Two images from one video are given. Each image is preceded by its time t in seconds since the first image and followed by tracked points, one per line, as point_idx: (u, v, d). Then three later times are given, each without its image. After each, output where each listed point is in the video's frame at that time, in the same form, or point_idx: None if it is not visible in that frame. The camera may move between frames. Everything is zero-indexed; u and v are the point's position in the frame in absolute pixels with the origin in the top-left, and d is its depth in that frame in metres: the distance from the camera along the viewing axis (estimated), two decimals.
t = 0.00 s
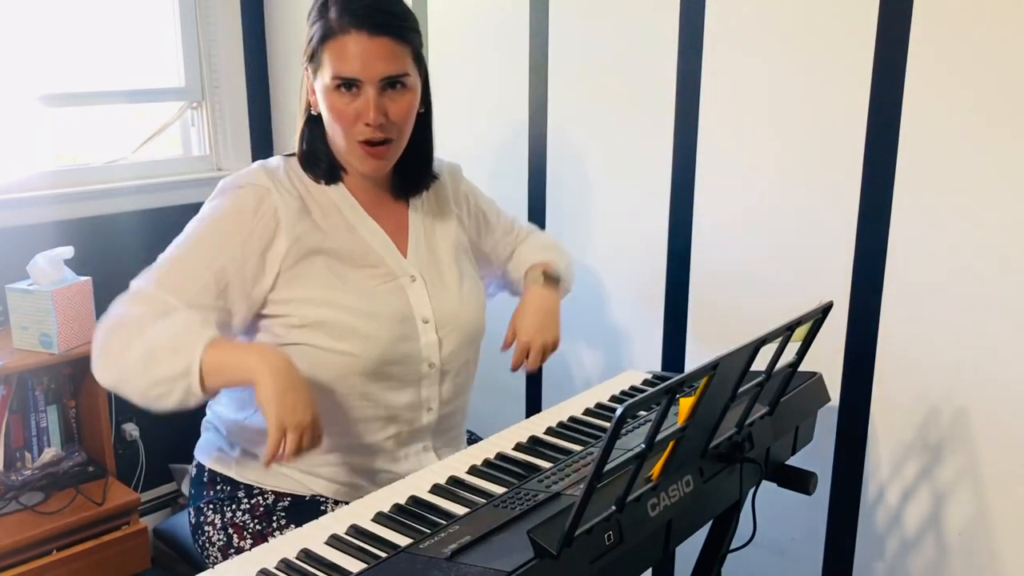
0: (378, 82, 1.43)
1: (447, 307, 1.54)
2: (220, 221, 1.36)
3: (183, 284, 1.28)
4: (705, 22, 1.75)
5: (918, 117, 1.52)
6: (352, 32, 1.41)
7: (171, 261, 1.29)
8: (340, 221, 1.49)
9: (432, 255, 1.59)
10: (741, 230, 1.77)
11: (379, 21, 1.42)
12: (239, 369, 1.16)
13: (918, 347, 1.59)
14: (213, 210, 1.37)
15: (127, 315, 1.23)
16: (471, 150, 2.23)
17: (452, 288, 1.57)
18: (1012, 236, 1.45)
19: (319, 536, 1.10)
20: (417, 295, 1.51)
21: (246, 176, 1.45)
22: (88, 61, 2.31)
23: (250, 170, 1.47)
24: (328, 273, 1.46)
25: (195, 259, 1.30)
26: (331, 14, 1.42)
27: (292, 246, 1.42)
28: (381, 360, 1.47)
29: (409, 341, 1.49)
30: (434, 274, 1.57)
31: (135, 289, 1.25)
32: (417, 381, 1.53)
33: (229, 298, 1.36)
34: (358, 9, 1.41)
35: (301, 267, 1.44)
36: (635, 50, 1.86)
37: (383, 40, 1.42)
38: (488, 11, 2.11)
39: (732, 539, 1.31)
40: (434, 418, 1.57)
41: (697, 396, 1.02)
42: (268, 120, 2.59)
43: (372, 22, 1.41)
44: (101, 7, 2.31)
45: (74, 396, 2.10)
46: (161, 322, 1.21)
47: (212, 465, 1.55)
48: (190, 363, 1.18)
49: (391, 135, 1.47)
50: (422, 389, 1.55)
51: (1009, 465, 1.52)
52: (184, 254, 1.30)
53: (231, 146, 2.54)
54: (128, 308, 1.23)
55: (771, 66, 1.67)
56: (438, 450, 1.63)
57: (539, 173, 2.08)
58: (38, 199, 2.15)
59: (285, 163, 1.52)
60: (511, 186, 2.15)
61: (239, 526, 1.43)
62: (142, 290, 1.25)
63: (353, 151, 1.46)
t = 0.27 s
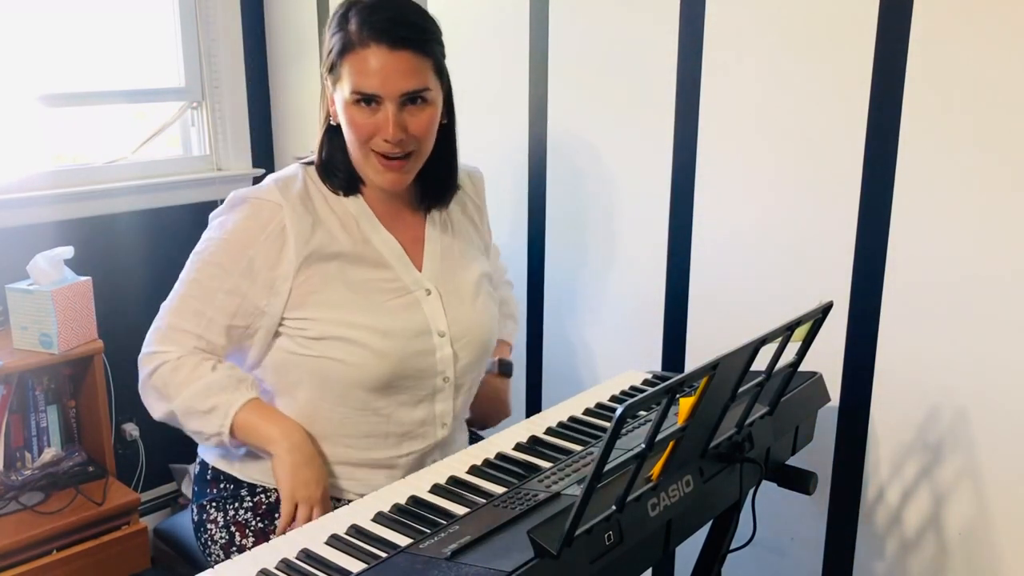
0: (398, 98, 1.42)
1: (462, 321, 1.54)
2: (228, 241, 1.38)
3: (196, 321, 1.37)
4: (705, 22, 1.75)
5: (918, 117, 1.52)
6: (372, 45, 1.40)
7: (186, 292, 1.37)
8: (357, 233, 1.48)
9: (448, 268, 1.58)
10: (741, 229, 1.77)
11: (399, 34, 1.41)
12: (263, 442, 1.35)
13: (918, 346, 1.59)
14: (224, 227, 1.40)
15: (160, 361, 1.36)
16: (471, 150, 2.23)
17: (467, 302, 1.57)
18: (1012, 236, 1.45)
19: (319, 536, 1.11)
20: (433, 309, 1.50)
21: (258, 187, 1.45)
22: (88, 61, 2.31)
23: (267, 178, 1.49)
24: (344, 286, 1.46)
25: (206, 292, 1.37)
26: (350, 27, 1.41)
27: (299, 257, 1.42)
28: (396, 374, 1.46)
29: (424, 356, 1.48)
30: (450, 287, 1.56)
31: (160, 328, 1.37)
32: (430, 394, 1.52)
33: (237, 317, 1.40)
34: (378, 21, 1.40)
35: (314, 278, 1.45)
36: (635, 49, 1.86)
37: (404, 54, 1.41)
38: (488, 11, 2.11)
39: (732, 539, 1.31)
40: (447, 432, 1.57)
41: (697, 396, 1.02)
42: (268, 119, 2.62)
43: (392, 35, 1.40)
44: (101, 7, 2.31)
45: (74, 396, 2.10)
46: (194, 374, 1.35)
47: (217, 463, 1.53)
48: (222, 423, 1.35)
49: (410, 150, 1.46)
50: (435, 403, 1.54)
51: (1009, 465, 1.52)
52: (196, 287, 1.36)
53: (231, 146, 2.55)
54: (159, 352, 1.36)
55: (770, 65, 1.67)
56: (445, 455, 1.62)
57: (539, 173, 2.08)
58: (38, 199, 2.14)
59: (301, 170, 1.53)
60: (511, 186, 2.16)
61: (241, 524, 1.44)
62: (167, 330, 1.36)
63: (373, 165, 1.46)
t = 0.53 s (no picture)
0: (409, 105, 1.42)
1: (469, 327, 1.54)
2: (237, 248, 1.38)
3: (207, 331, 1.36)
4: (704, 22, 1.75)
5: (918, 117, 1.52)
6: (383, 52, 1.40)
7: (196, 300, 1.36)
8: (366, 239, 1.48)
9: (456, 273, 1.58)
10: (741, 229, 1.77)
11: (411, 41, 1.41)
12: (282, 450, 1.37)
13: (918, 346, 1.59)
14: (233, 234, 1.39)
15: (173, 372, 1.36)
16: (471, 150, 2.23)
17: (474, 309, 1.56)
18: (1011, 236, 1.45)
19: (319, 536, 1.11)
20: (441, 315, 1.50)
21: (267, 194, 1.44)
22: (88, 61, 2.31)
23: (276, 184, 1.48)
24: (352, 293, 1.46)
25: (216, 301, 1.36)
26: (362, 33, 1.41)
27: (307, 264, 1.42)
28: (403, 381, 1.46)
29: (431, 362, 1.48)
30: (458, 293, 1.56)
31: (171, 338, 1.36)
32: (435, 399, 1.53)
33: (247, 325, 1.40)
34: (389, 28, 1.40)
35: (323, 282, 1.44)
36: (635, 49, 1.86)
37: (415, 62, 1.41)
38: (488, 11, 2.11)
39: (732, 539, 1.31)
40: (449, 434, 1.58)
41: (697, 397, 1.02)
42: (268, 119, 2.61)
43: (403, 42, 1.40)
44: (101, 7, 2.31)
45: (74, 396, 2.10)
46: (209, 385, 1.35)
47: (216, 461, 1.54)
48: (241, 434, 1.36)
49: (420, 157, 1.46)
50: (439, 407, 1.55)
51: (1008, 464, 1.52)
52: (206, 295, 1.36)
53: (231, 146, 2.55)
54: (172, 363, 1.36)
55: (770, 65, 1.67)
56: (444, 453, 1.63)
57: (539, 173, 2.08)
58: (38, 199, 2.14)
59: (311, 173, 1.52)
60: (511, 186, 2.16)
61: (243, 523, 1.45)
62: (179, 339, 1.36)
63: (382, 172, 1.45)
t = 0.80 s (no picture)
0: (409, 107, 1.42)
1: (468, 331, 1.54)
2: (238, 249, 1.38)
3: (209, 331, 1.37)
4: (704, 21, 1.75)
5: (918, 117, 1.52)
6: (382, 54, 1.40)
7: (197, 301, 1.36)
8: (366, 241, 1.48)
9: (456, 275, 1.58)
10: (741, 229, 1.77)
11: (410, 43, 1.41)
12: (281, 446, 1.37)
13: (918, 346, 1.59)
14: (235, 234, 1.40)
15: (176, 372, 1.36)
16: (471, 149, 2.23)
17: (473, 312, 1.56)
18: (1011, 236, 1.46)
19: (319, 536, 1.11)
20: (440, 318, 1.50)
21: (267, 194, 1.44)
22: (88, 61, 2.31)
23: (277, 184, 1.48)
24: (350, 296, 1.46)
25: (218, 302, 1.36)
26: (360, 36, 1.41)
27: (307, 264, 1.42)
28: (401, 384, 1.47)
29: (429, 365, 1.48)
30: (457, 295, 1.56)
31: (172, 339, 1.37)
32: (434, 402, 1.53)
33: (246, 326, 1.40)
34: (389, 30, 1.40)
35: (322, 284, 1.44)
36: (635, 49, 1.86)
37: (415, 64, 1.41)
38: (488, 11, 2.11)
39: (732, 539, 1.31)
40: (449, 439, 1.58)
41: (697, 397, 1.02)
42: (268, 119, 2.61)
43: (402, 44, 1.40)
44: (101, 7, 2.31)
45: (74, 396, 2.10)
46: (211, 384, 1.36)
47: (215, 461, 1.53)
48: (242, 434, 1.37)
49: (421, 159, 1.46)
50: (438, 411, 1.55)
51: (1008, 464, 1.52)
52: (207, 296, 1.36)
53: (231, 146, 2.55)
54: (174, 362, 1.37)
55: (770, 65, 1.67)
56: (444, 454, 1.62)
57: (539, 173, 2.08)
58: (38, 200, 2.13)
59: (312, 174, 1.52)
60: (511, 186, 2.16)
61: (242, 524, 1.45)
62: (183, 339, 1.36)
63: (383, 174, 1.45)
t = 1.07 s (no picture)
0: (426, 113, 1.41)
1: (462, 325, 1.55)
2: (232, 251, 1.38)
3: (224, 342, 1.35)
4: (705, 21, 1.75)
5: (918, 117, 1.52)
6: (400, 60, 1.38)
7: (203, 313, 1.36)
8: (359, 237, 1.49)
9: (451, 271, 1.59)
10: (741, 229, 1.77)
11: (427, 50, 1.40)
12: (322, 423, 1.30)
13: (919, 346, 1.59)
14: (228, 238, 1.40)
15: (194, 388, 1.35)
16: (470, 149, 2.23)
17: (468, 306, 1.57)
18: (1012, 236, 1.46)
19: (319, 536, 1.11)
20: (434, 313, 1.51)
21: (257, 193, 1.45)
22: (88, 61, 2.31)
23: (267, 183, 1.48)
24: (345, 290, 1.46)
25: (227, 309, 1.36)
26: (377, 39, 1.39)
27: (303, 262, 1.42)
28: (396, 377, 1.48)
29: (423, 359, 1.50)
30: (451, 290, 1.57)
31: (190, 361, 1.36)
32: (429, 398, 1.54)
33: (257, 329, 1.38)
34: (406, 36, 1.39)
35: (319, 280, 1.45)
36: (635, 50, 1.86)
37: (429, 69, 1.39)
38: (487, 12, 2.11)
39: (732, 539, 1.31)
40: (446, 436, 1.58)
41: (697, 397, 1.02)
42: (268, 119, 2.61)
43: (420, 52, 1.39)
44: (101, 7, 2.31)
45: (74, 396, 2.10)
46: (234, 391, 1.33)
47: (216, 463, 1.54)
48: (274, 433, 1.32)
49: (428, 163, 1.46)
50: (434, 407, 1.56)
51: (1009, 464, 1.52)
52: (216, 307, 1.36)
53: (231, 146, 2.55)
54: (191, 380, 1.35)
55: (770, 65, 1.67)
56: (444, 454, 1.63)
57: (539, 173, 2.08)
58: (38, 200, 2.14)
59: (303, 172, 1.53)
60: (511, 186, 2.16)
61: (241, 525, 1.45)
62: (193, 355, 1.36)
63: (389, 175, 1.45)
